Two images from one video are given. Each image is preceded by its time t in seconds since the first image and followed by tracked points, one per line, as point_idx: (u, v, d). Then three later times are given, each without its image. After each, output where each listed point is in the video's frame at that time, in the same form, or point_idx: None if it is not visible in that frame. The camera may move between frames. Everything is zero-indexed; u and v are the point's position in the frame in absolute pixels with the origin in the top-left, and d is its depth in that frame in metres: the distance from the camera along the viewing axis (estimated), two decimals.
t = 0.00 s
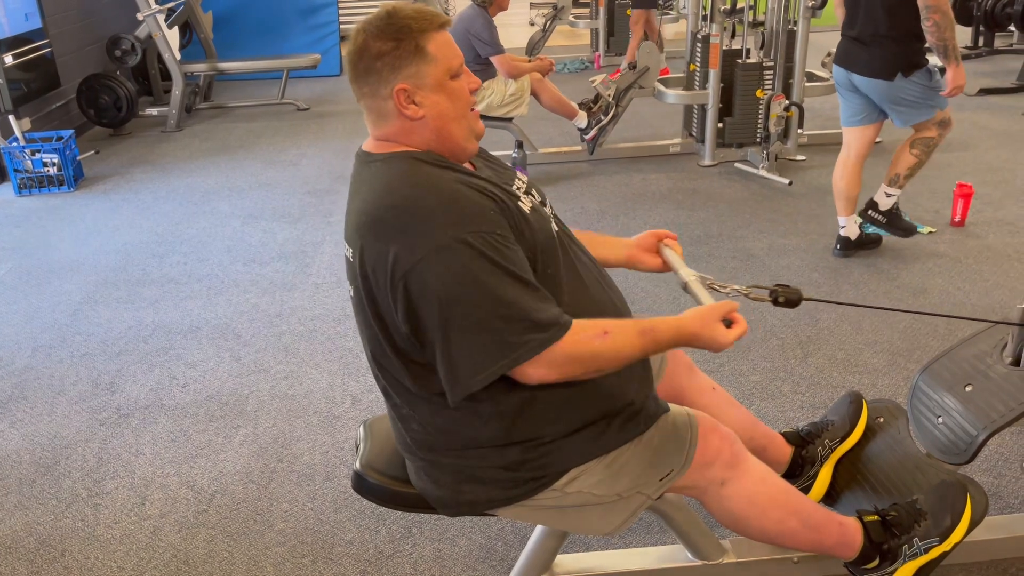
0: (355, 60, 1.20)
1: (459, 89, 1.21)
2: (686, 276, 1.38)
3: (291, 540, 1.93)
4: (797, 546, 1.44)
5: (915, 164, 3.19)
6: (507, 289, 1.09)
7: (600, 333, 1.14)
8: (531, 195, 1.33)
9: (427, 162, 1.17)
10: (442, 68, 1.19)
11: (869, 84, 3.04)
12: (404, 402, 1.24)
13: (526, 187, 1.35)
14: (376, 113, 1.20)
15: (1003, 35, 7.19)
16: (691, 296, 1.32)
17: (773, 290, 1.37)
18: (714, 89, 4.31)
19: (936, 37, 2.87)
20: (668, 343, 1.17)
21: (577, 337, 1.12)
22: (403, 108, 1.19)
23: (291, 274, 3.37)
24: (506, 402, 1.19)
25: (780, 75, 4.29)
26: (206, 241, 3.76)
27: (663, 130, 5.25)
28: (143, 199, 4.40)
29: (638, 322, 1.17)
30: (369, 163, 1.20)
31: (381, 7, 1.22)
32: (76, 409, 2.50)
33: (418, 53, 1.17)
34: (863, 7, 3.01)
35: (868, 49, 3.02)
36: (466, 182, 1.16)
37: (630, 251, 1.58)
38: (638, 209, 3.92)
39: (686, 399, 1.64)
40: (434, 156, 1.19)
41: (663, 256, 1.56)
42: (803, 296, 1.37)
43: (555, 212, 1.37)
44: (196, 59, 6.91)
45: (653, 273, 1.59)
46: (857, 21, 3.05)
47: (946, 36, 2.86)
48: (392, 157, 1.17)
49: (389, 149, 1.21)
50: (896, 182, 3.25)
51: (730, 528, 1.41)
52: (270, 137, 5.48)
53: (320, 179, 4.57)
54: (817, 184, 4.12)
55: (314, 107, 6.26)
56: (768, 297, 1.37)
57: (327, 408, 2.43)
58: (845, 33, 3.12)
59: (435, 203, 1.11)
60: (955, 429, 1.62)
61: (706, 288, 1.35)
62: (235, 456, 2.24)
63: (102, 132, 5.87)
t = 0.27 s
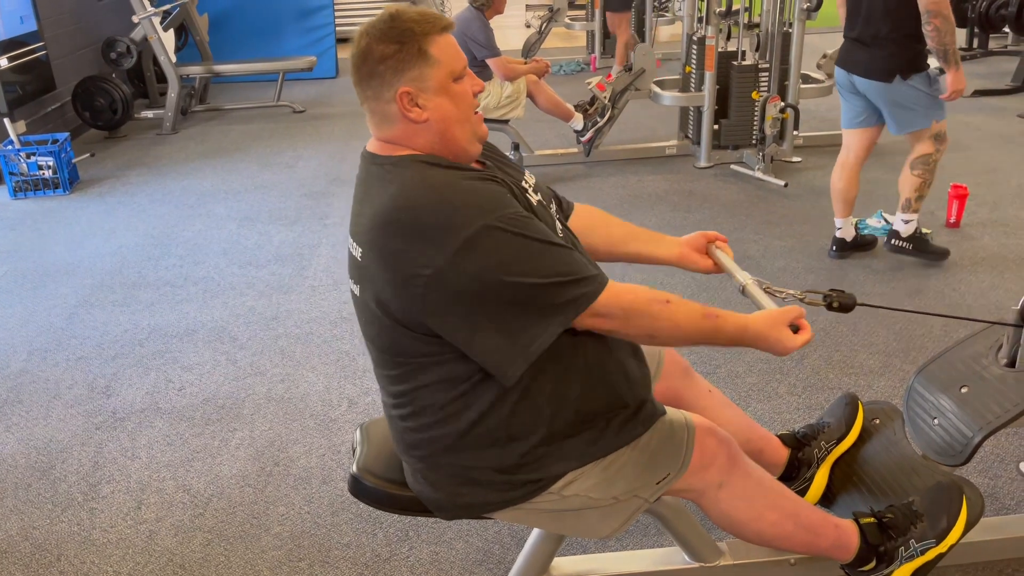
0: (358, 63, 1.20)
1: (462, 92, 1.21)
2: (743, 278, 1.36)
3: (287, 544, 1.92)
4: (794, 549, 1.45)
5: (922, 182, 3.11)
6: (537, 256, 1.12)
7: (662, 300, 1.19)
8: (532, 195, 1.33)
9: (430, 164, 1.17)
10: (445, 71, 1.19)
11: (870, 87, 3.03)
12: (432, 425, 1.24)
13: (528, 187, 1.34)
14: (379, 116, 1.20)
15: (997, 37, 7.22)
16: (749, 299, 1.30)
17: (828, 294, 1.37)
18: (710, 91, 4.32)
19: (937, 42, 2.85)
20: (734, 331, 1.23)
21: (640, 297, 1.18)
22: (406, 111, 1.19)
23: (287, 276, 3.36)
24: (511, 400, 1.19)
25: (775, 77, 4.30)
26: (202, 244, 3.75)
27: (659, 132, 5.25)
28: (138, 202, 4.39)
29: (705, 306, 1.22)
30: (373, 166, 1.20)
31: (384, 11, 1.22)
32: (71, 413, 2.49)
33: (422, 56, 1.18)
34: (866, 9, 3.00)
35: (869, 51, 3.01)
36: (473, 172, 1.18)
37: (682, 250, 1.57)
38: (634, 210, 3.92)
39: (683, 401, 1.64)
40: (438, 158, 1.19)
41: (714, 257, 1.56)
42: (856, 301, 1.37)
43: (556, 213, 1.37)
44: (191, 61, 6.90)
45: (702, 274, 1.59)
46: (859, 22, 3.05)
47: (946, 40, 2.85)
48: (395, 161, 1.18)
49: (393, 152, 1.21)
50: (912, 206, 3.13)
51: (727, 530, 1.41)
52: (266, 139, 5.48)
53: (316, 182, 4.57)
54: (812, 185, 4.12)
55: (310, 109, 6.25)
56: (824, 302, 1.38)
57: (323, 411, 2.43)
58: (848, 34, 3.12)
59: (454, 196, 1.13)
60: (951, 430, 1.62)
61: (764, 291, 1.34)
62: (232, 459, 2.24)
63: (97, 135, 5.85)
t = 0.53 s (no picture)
0: (354, 68, 1.20)
1: (458, 96, 1.21)
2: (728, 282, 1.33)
3: (281, 550, 1.92)
4: (789, 553, 1.45)
5: (904, 203, 3.06)
6: (525, 269, 1.11)
7: (646, 316, 1.16)
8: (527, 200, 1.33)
9: (427, 167, 1.17)
10: (441, 76, 1.19)
11: (880, 91, 2.92)
12: (420, 424, 1.24)
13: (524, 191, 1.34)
14: (375, 121, 1.20)
15: (990, 40, 7.25)
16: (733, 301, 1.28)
17: (813, 297, 1.34)
18: (704, 94, 4.32)
19: (949, 47, 2.77)
20: (717, 344, 1.20)
21: (625, 314, 1.15)
22: (403, 116, 1.19)
23: (282, 280, 3.36)
24: (505, 406, 1.19)
25: (769, 81, 4.31)
26: (196, 249, 3.74)
27: (654, 135, 5.26)
28: (132, 206, 4.38)
29: (689, 316, 1.19)
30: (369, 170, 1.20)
31: (380, 15, 1.22)
32: (65, 418, 2.48)
33: (418, 61, 1.17)
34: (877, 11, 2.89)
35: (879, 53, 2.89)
36: (466, 179, 1.17)
37: (666, 253, 1.56)
38: (629, 214, 3.93)
39: (678, 406, 1.65)
40: (434, 162, 1.19)
41: (698, 260, 1.55)
42: (840, 302, 1.34)
43: (553, 218, 1.37)
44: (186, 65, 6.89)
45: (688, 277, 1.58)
46: (869, 24, 2.94)
47: (958, 44, 2.77)
48: (392, 165, 1.17)
49: (390, 156, 1.21)
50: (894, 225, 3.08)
51: (722, 535, 1.41)
52: (261, 143, 5.47)
53: (310, 185, 4.56)
54: (806, 188, 4.13)
55: (304, 113, 6.25)
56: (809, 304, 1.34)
57: (318, 416, 2.43)
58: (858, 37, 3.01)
59: (443, 203, 1.12)
60: (944, 433, 1.63)
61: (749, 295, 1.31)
62: (226, 465, 2.23)
63: (91, 139, 5.84)
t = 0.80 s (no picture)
0: (351, 69, 1.20)
1: (454, 97, 1.21)
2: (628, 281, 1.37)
3: (277, 553, 1.92)
4: (784, 556, 1.44)
5: (898, 209, 3.06)
6: (462, 306, 1.07)
7: (545, 348, 1.11)
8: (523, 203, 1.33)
9: (421, 168, 1.17)
10: (437, 77, 1.18)
11: (890, 93, 2.91)
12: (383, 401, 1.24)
13: (519, 196, 1.34)
14: (371, 121, 1.21)
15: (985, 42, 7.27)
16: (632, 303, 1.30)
17: (713, 292, 1.37)
18: (700, 96, 4.33)
19: (971, 48, 2.77)
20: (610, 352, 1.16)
21: (524, 351, 1.10)
22: (398, 117, 1.19)
23: (278, 283, 3.36)
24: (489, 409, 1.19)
25: (765, 83, 4.31)
26: (192, 251, 3.74)
27: (650, 137, 5.27)
28: (129, 208, 4.37)
29: (578, 333, 1.14)
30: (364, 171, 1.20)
31: (376, 16, 1.22)
32: (60, 422, 2.48)
33: (414, 62, 1.17)
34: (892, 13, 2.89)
35: (893, 55, 2.89)
36: (451, 192, 1.14)
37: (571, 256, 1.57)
38: (625, 216, 3.93)
39: (675, 408, 1.64)
40: (430, 163, 1.19)
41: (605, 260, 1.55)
42: (744, 297, 1.38)
43: (550, 224, 1.37)
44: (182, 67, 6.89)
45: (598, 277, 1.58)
46: (882, 27, 2.94)
47: (980, 44, 2.77)
48: (387, 162, 1.17)
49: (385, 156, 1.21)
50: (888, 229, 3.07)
51: (718, 537, 1.41)
52: (257, 145, 5.47)
53: (307, 188, 4.56)
54: (802, 190, 4.14)
55: (300, 115, 6.25)
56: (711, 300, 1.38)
57: (314, 418, 2.42)
58: (870, 40, 3.01)
59: (412, 207, 1.10)
60: (940, 435, 1.62)
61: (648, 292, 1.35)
62: (222, 468, 2.23)
63: (87, 141, 5.83)
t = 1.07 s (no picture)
0: (350, 66, 1.19)
1: (453, 95, 1.21)
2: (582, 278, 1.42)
3: (275, 554, 1.91)
4: (783, 555, 1.44)
5: (898, 211, 3.07)
6: (429, 306, 1.05)
7: (491, 350, 1.10)
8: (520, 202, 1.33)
9: (418, 165, 1.17)
10: (437, 75, 1.18)
11: (898, 95, 2.91)
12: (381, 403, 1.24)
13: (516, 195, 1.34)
14: (370, 119, 1.20)
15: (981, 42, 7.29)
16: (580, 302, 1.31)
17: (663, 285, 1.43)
18: (697, 97, 4.33)
19: (978, 49, 2.76)
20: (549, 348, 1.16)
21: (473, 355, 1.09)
22: (397, 115, 1.19)
23: (275, 283, 3.35)
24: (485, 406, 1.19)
25: (762, 83, 4.31)
26: (189, 252, 3.73)
27: (647, 137, 5.27)
28: (126, 209, 4.36)
29: (521, 331, 1.14)
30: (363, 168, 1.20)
31: (377, 13, 1.21)
32: (56, 422, 2.47)
33: (413, 60, 1.17)
34: (898, 14, 2.88)
35: (899, 57, 2.88)
36: (442, 194, 1.13)
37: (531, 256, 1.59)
38: (623, 216, 3.93)
39: (673, 407, 1.64)
40: (429, 161, 1.19)
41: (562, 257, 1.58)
42: (692, 288, 1.44)
43: (548, 224, 1.36)
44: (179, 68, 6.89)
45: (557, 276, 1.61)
46: (888, 28, 2.93)
47: (986, 46, 2.76)
48: (386, 157, 1.17)
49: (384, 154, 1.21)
50: (887, 229, 3.07)
51: (716, 536, 1.41)
52: (255, 146, 5.46)
53: (304, 188, 4.56)
54: (800, 191, 4.14)
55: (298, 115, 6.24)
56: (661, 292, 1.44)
57: (312, 419, 2.42)
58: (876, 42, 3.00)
59: (398, 201, 1.10)
60: (938, 435, 1.63)
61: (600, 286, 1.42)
62: (220, 468, 2.22)
63: (83, 142, 5.82)
